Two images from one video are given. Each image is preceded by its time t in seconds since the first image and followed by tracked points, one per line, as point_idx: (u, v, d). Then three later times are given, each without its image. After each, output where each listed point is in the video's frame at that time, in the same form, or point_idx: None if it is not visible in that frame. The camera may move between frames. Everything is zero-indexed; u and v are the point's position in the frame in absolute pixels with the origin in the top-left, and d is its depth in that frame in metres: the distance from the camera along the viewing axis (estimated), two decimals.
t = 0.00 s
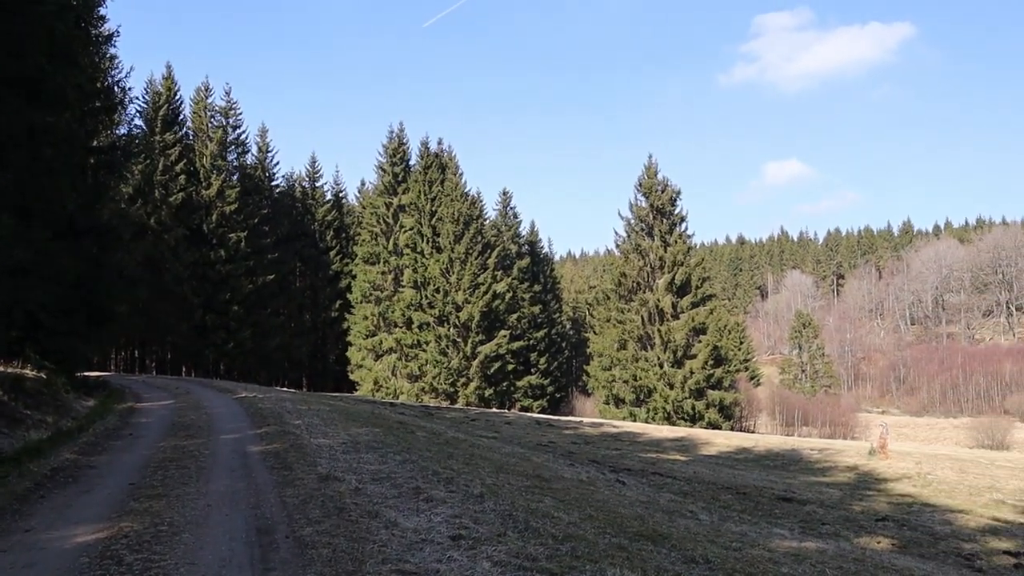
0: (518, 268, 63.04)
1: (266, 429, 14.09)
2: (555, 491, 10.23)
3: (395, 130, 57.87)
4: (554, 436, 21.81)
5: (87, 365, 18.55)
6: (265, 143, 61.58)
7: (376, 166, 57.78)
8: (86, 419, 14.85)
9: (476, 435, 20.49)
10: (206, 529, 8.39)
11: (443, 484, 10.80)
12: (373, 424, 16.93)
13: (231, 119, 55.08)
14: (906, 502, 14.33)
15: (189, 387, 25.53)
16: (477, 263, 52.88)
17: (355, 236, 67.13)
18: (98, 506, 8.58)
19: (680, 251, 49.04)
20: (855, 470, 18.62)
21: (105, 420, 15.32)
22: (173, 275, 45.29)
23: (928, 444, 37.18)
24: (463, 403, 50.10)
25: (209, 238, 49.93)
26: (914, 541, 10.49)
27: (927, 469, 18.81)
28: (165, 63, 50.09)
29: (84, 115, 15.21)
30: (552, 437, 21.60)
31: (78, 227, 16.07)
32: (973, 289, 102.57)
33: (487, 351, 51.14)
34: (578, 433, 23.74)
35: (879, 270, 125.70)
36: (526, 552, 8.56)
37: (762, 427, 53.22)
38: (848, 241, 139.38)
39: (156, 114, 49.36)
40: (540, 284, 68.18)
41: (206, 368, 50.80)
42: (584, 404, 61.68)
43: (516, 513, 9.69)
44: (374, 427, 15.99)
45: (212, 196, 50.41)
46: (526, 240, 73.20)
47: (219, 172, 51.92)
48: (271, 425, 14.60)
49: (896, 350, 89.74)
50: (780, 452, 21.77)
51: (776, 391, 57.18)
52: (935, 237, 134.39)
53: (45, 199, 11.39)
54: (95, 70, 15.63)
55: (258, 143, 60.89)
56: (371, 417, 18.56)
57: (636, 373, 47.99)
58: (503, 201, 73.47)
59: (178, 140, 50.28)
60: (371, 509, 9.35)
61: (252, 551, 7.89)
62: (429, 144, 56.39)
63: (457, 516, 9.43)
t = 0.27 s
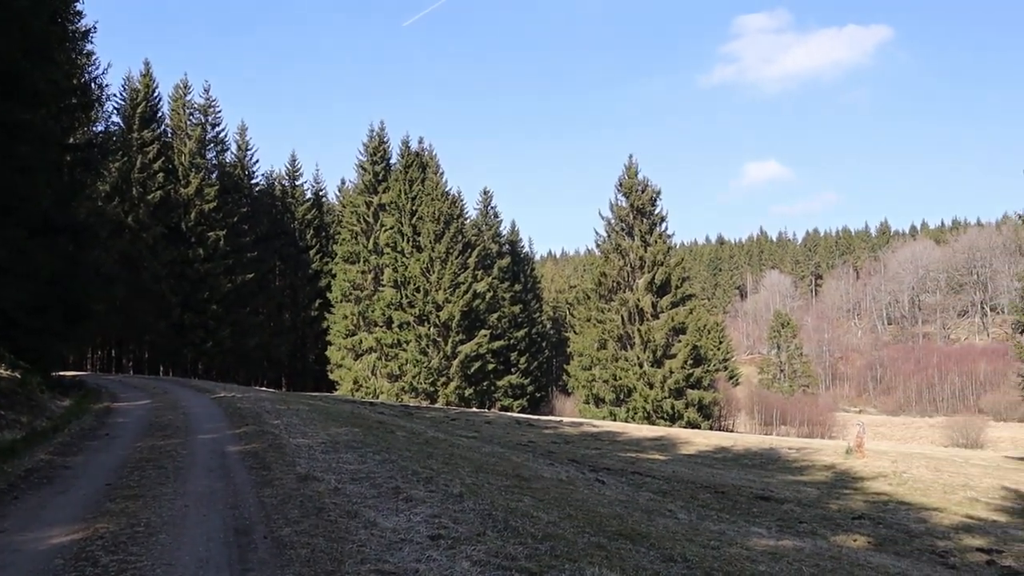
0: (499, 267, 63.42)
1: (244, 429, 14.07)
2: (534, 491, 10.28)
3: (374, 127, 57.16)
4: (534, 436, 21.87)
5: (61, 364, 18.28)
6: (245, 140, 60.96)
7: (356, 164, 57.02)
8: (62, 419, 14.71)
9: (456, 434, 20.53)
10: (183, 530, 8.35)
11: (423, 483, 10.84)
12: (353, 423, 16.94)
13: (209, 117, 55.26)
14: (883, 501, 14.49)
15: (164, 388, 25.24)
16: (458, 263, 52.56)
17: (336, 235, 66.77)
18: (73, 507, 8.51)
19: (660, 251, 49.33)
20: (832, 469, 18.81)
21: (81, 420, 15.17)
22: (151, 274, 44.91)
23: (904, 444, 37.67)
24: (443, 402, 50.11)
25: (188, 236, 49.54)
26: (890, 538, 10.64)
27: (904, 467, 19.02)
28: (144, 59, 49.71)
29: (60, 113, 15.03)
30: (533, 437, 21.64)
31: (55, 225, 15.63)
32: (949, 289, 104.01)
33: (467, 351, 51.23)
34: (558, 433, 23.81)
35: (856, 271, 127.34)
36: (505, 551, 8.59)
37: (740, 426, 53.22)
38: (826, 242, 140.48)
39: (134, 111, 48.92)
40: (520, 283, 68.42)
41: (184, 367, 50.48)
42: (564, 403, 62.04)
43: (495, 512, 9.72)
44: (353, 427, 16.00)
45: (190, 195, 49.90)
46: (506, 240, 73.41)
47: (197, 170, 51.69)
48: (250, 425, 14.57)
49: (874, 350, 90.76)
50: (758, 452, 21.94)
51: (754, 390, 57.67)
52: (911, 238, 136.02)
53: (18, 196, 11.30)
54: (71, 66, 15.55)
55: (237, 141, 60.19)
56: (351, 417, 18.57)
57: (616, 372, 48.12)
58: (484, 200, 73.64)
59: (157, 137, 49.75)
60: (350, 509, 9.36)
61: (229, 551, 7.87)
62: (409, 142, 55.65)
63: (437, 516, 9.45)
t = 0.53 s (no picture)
0: (478, 268, 63.68)
1: (222, 430, 14.04)
2: (513, 492, 10.32)
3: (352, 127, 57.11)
4: (513, 437, 21.89)
5: (34, 364, 18.17)
6: (222, 139, 60.61)
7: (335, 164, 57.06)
8: (36, 420, 14.56)
9: (435, 435, 20.56)
10: (160, 531, 8.30)
11: (402, 485, 10.86)
12: (332, 424, 16.95)
13: (187, 116, 55.32)
14: (860, 500, 14.63)
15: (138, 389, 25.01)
16: (437, 263, 52.48)
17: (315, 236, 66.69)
18: (47, 510, 8.43)
19: (639, 252, 49.73)
20: (810, 469, 18.96)
21: (55, 421, 15.01)
22: (127, 274, 44.36)
23: (880, 444, 38.07)
24: (422, 403, 49.92)
25: (164, 236, 49.27)
26: (866, 537, 10.77)
27: (880, 467, 19.22)
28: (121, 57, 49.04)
29: (35, 109, 14.91)
30: (511, 438, 21.67)
31: (29, 224, 15.52)
32: (924, 291, 105.78)
33: (446, 351, 50.98)
34: (537, 434, 23.83)
35: (833, 272, 128.84)
36: (484, 552, 8.60)
37: (719, 427, 53.63)
38: (803, 244, 141.19)
39: (110, 109, 48.22)
40: (499, 284, 68.51)
41: (160, 368, 49.89)
42: (543, 404, 62.35)
43: (474, 514, 9.74)
44: (332, 428, 16.00)
45: (167, 194, 49.75)
46: (485, 241, 73.15)
47: (174, 169, 51.48)
48: (228, 426, 14.53)
49: (850, 351, 91.59)
50: (736, 452, 22.07)
51: (732, 391, 57.83)
52: (887, 240, 137.50)
53: None
54: (45, 63, 15.43)
55: (214, 140, 59.93)
56: (330, 418, 18.55)
57: (596, 373, 48.32)
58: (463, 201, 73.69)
59: (134, 136, 49.11)
60: (328, 510, 9.35)
61: (207, 553, 7.83)
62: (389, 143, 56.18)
63: (416, 517, 9.45)
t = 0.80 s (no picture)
0: (457, 268, 64.09)
1: (198, 430, 14.00)
2: (491, 493, 10.35)
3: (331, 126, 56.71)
4: (491, 437, 21.95)
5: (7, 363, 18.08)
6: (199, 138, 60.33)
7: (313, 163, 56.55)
8: (9, 421, 14.41)
9: (413, 435, 20.59)
10: (136, 533, 8.25)
11: (380, 486, 10.88)
12: (310, 425, 16.94)
13: (164, 114, 54.92)
14: (835, 499, 14.79)
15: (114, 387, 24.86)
16: (415, 263, 53.07)
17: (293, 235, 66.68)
18: (21, 513, 8.35)
19: (617, 252, 49.74)
20: (786, 469, 19.13)
21: (29, 422, 14.83)
22: (103, 273, 43.91)
23: (855, 444, 38.56)
24: (399, 403, 50.00)
25: (141, 235, 49.06)
26: (841, 536, 10.94)
27: (855, 467, 19.44)
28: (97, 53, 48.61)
29: (5, 107, 14.78)
30: (489, 438, 21.74)
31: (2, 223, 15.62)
32: (898, 292, 106.87)
33: (424, 352, 51.36)
34: (515, 434, 23.89)
35: (809, 273, 130.43)
36: (463, 552, 8.59)
37: (696, 427, 53.71)
38: (779, 245, 142.53)
39: (86, 106, 47.81)
40: (477, 284, 68.72)
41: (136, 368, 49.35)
42: (521, 404, 62.78)
43: (452, 514, 9.75)
44: (310, 429, 16.00)
45: (143, 191, 49.64)
46: (464, 241, 73.33)
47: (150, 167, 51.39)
48: (205, 427, 14.49)
49: (826, 351, 92.52)
50: (713, 452, 22.22)
51: (710, 391, 58.13)
52: (863, 242, 139.05)
53: None
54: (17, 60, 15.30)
55: (191, 138, 59.61)
56: (308, 418, 18.53)
57: (574, 374, 48.66)
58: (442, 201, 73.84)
59: (110, 133, 48.81)
60: (307, 510, 9.34)
61: (183, 554, 7.78)
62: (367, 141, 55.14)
63: (394, 518, 9.45)
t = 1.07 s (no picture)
0: (425, 269, 64.20)
1: (162, 433, 13.88)
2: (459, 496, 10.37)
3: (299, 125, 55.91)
4: (458, 438, 21.93)
5: None
6: (166, 136, 59.36)
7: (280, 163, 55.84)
8: None
9: (380, 436, 20.53)
10: (98, 537, 8.15)
11: (348, 488, 10.86)
12: (276, 426, 16.85)
13: (129, 111, 53.60)
14: (800, 499, 14.96)
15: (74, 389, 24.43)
16: (383, 264, 52.20)
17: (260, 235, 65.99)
18: None
19: (585, 254, 50.04)
20: (752, 469, 19.31)
21: None
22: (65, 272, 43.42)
23: (819, 445, 39.13)
24: (367, 404, 49.92)
25: (104, 234, 48.33)
26: (805, 535, 11.14)
27: (820, 467, 19.71)
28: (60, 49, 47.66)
29: None
30: (456, 439, 21.72)
31: None
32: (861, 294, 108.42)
33: (392, 353, 51.14)
34: (483, 435, 23.88)
35: (775, 275, 132.32)
36: (431, 554, 8.56)
37: (664, 428, 54.52)
38: (746, 247, 144.10)
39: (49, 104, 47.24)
40: (445, 285, 68.74)
41: (99, 369, 48.47)
42: (489, 405, 62.96)
43: (419, 517, 9.75)
44: (276, 430, 15.91)
45: (108, 190, 48.99)
46: (432, 242, 73.14)
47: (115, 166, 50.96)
48: (168, 429, 14.36)
49: (790, 352, 93.64)
50: (680, 452, 22.37)
51: (676, 393, 58.84)
52: (827, 244, 141.28)
53: None
54: None
55: (157, 136, 58.59)
56: (274, 420, 18.40)
57: (542, 374, 48.92)
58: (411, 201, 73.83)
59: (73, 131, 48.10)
60: (273, 513, 9.29)
61: (146, 557, 7.70)
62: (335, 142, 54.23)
63: (361, 520, 9.42)
